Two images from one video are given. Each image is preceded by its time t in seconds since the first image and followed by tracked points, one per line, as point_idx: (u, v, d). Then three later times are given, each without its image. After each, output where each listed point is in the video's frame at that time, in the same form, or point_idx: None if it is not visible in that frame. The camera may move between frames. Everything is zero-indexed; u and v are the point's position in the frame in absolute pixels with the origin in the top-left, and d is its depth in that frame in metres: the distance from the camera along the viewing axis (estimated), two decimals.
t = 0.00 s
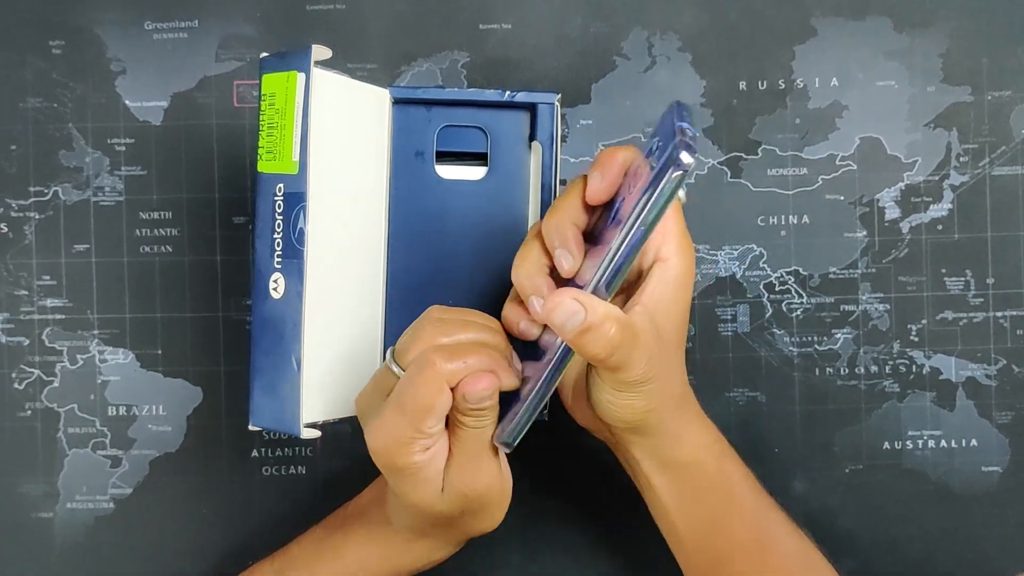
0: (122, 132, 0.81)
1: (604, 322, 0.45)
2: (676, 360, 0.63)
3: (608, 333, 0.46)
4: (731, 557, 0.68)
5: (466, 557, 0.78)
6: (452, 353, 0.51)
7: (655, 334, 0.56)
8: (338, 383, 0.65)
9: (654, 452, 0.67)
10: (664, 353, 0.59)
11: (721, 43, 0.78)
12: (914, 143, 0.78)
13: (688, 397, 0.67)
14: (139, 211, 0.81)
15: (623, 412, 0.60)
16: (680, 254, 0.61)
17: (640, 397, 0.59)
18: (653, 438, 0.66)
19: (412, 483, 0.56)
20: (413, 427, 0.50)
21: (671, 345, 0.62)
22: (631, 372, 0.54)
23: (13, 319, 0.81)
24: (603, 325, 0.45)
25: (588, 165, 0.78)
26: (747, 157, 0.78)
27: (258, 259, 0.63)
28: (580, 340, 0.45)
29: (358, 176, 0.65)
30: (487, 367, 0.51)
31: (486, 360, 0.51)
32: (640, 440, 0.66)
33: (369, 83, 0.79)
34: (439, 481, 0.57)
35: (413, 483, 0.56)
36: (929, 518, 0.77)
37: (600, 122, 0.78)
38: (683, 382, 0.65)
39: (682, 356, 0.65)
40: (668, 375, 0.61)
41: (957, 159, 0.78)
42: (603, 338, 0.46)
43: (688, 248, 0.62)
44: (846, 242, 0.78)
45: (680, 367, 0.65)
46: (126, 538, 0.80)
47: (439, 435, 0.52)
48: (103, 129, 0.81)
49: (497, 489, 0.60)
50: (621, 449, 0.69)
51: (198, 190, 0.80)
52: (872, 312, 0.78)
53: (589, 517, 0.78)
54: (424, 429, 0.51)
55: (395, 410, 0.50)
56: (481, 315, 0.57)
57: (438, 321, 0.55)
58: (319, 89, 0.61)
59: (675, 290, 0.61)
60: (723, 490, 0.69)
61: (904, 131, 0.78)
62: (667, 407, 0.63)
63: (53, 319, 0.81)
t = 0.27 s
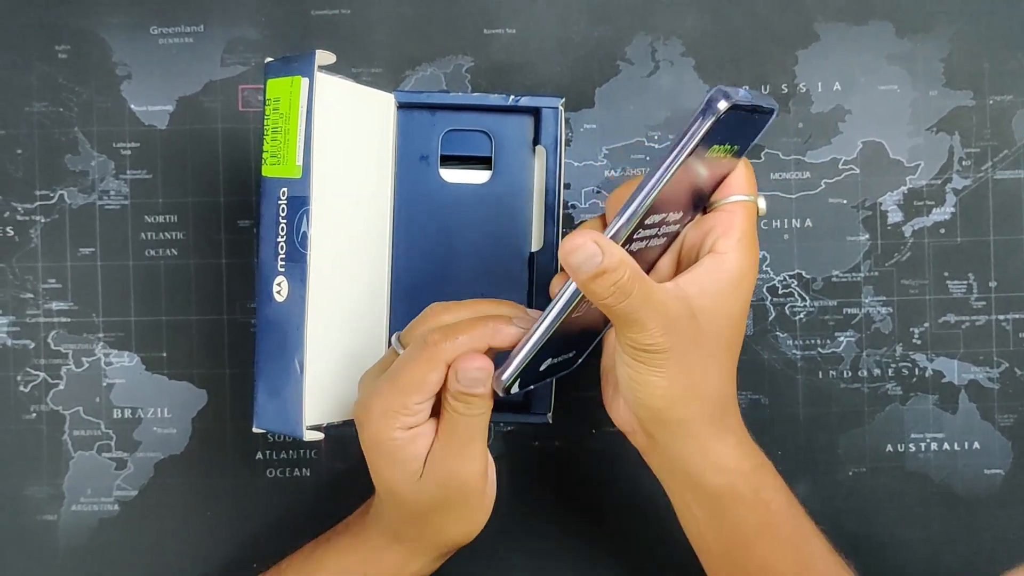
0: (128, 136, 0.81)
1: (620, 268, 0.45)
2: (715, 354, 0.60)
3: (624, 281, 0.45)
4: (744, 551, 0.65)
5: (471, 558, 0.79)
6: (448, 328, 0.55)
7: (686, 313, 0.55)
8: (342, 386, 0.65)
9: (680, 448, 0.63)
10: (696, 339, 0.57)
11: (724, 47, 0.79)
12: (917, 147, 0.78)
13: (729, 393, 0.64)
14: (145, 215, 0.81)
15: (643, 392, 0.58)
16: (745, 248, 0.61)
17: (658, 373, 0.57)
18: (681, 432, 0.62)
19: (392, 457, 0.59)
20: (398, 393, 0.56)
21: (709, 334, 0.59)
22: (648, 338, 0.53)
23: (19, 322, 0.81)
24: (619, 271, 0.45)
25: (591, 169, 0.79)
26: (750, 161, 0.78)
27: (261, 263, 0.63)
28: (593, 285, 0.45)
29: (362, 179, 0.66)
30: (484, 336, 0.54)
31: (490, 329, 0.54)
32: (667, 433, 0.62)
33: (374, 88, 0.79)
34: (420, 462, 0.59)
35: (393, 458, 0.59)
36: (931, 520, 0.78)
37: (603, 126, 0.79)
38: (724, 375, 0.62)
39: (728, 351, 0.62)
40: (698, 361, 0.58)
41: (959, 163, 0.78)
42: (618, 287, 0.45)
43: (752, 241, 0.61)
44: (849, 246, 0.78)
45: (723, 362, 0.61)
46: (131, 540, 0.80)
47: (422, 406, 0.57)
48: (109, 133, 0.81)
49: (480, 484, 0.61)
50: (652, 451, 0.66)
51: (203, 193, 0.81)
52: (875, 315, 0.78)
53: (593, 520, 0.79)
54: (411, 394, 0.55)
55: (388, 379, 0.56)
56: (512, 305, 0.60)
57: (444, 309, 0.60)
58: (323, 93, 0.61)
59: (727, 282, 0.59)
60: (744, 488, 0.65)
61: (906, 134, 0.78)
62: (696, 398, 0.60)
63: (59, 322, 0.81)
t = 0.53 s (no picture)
0: (127, 136, 0.81)
1: (603, 300, 0.42)
2: (704, 406, 0.55)
3: (605, 314, 0.42)
4: None
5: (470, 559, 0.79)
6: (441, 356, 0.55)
7: (672, 358, 0.50)
8: (341, 386, 0.65)
9: (655, 495, 0.59)
10: (680, 387, 0.52)
11: (724, 48, 0.79)
12: (916, 148, 0.78)
13: (716, 444, 0.59)
14: (144, 215, 0.81)
15: (620, 435, 0.54)
16: (748, 296, 0.56)
17: (634, 416, 0.53)
18: (659, 479, 0.58)
19: (379, 493, 0.57)
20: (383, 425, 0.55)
21: (700, 385, 0.54)
22: (628, 377, 0.49)
23: (18, 323, 0.81)
24: (602, 303, 0.42)
25: (591, 170, 0.79)
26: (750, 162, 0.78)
27: (261, 263, 0.63)
28: (575, 315, 0.42)
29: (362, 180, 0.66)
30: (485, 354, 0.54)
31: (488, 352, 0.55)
32: (643, 479, 0.58)
33: (374, 88, 0.79)
34: (409, 501, 0.58)
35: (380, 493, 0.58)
36: (931, 522, 0.78)
37: (603, 127, 0.79)
38: (714, 426, 0.57)
39: (722, 404, 0.57)
40: (681, 411, 0.53)
41: (959, 164, 0.78)
42: (599, 320, 0.42)
43: (757, 291, 0.57)
44: (849, 247, 0.78)
45: (713, 413, 0.57)
46: (130, 540, 0.80)
47: (410, 440, 0.56)
48: (109, 133, 0.81)
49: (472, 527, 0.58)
50: (630, 498, 0.62)
51: (203, 193, 0.81)
52: (875, 316, 0.78)
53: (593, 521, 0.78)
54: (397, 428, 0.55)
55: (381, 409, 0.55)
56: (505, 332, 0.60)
57: (438, 334, 0.60)
58: (322, 93, 0.61)
59: (724, 331, 0.55)
60: (716, 537, 0.62)
61: (906, 136, 0.78)
62: (675, 447, 0.55)
63: (58, 322, 0.81)
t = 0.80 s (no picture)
0: (130, 136, 0.81)
1: (599, 317, 0.42)
2: (694, 437, 0.55)
3: (601, 331, 0.42)
4: None
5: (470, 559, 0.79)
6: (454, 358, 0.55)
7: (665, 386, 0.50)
8: (343, 385, 0.65)
9: (640, 519, 0.59)
10: (670, 415, 0.52)
11: (725, 50, 0.79)
12: (916, 149, 0.78)
13: (705, 472, 0.59)
14: (146, 215, 0.81)
15: (607, 457, 0.54)
16: (751, 337, 0.55)
17: (623, 440, 0.53)
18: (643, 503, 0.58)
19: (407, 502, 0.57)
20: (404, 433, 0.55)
21: (692, 417, 0.54)
22: (619, 399, 0.49)
23: (20, 321, 0.82)
24: (598, 320, 0.42)
25: (591, 170, 0.79)
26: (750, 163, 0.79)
27: (263, 262, 0.63)
28: (570, 328, 0.42)
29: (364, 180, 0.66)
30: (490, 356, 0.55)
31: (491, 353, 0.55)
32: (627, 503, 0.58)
33: (375, 89, 0.80)
34: (438, 508, 0.57)
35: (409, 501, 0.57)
36: (930, 522, 0.78)
37: (604, 128, 0.79)
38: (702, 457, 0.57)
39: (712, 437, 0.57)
40: (671, 436, 0.53)
41: (959, 166, 0.78)
42: (594, 336, 0.43)
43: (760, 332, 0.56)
44: (849, 248, 0.78)
45: (703, 445, 0.56)
46: (130, 538, 0.80)
47: (428, 447, 0.55)
48: (111, 132, 0.81)
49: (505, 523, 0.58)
50: (615, 518, 0.61)
51: (204, 193, 0.81)
52: (874, 317, 0.78)
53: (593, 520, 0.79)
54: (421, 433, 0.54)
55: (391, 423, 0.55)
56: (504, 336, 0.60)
57: (441, 343, 0.60)
58: (326, 93, 0.61)
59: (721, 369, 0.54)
60: (696, 563, 0.61)
61: (906, 137, 0.78)
62: (662, 473, 0.55)
63: (60, 321, 0.81)
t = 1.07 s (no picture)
0: (130, 134, 0.81)
1: (605, 328, 0.42)
2: (693, 436, 0.55)
3: (606, 340, 0.43)
4: None
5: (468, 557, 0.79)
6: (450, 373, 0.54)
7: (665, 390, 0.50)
8: (342, 383, 0.65)
9: (644, 521, 0.59)
10: (671, 419, 0.52)
11: (724, 49, 0.79)
12: (914, 149, 0.78)
13: (704, 470, 0.60)
14: (146, 213, 0.81)
15: (611, 463, 0.54)
16: (742, 335, 0.56)
17: (624, 445, 0.53)
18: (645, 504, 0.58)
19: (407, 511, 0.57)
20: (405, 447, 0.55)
21: (690, 417, 0.54)
22: (623, 405, 0.50)
23: (20, 320, 0.82)
24: (603, 329, 0.42)
25: (590, 169, 0.79)
26: (749, 162, 0.79)
27: (262, 260, 0.63)
28: (575, 339, 0.42)
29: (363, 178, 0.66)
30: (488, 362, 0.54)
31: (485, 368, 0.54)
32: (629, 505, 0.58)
33: (375, 88, 0.80)
34: (437, 516, 0.58)
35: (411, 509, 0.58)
36: (928, 521, 0.78)
37: (603, 127, 0.79)
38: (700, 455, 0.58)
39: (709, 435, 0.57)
40: (673, 437, 0.53)
41: (957, 165, 0.78)
42: (600, 348, 0.43)
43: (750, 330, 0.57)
44: (847, 247, 0.78)
45: (702, 443, 0.57)
46: (130, 536, 0.80)
47: (427, 458, 0.55)
48: (111, 131, 0.82)
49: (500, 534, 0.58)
50: (616, 520, 0.61)
51: (204, 192, 0.81)
52: (873, 316, 0.78)
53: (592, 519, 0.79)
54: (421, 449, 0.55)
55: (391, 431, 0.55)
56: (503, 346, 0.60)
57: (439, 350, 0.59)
58: (325, 92, 0.61)
59: (714, 368, 0.55)
60: (700, 561, 0.61)
61: (904, 137, 0.78)
62: (664, 474, 0.55)
63: (60, 319, 0.82)
